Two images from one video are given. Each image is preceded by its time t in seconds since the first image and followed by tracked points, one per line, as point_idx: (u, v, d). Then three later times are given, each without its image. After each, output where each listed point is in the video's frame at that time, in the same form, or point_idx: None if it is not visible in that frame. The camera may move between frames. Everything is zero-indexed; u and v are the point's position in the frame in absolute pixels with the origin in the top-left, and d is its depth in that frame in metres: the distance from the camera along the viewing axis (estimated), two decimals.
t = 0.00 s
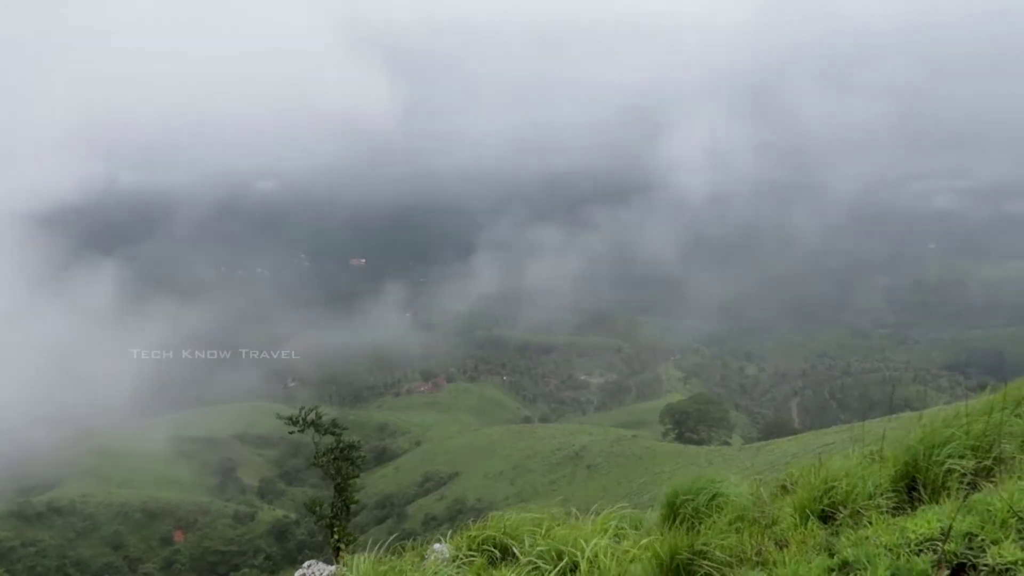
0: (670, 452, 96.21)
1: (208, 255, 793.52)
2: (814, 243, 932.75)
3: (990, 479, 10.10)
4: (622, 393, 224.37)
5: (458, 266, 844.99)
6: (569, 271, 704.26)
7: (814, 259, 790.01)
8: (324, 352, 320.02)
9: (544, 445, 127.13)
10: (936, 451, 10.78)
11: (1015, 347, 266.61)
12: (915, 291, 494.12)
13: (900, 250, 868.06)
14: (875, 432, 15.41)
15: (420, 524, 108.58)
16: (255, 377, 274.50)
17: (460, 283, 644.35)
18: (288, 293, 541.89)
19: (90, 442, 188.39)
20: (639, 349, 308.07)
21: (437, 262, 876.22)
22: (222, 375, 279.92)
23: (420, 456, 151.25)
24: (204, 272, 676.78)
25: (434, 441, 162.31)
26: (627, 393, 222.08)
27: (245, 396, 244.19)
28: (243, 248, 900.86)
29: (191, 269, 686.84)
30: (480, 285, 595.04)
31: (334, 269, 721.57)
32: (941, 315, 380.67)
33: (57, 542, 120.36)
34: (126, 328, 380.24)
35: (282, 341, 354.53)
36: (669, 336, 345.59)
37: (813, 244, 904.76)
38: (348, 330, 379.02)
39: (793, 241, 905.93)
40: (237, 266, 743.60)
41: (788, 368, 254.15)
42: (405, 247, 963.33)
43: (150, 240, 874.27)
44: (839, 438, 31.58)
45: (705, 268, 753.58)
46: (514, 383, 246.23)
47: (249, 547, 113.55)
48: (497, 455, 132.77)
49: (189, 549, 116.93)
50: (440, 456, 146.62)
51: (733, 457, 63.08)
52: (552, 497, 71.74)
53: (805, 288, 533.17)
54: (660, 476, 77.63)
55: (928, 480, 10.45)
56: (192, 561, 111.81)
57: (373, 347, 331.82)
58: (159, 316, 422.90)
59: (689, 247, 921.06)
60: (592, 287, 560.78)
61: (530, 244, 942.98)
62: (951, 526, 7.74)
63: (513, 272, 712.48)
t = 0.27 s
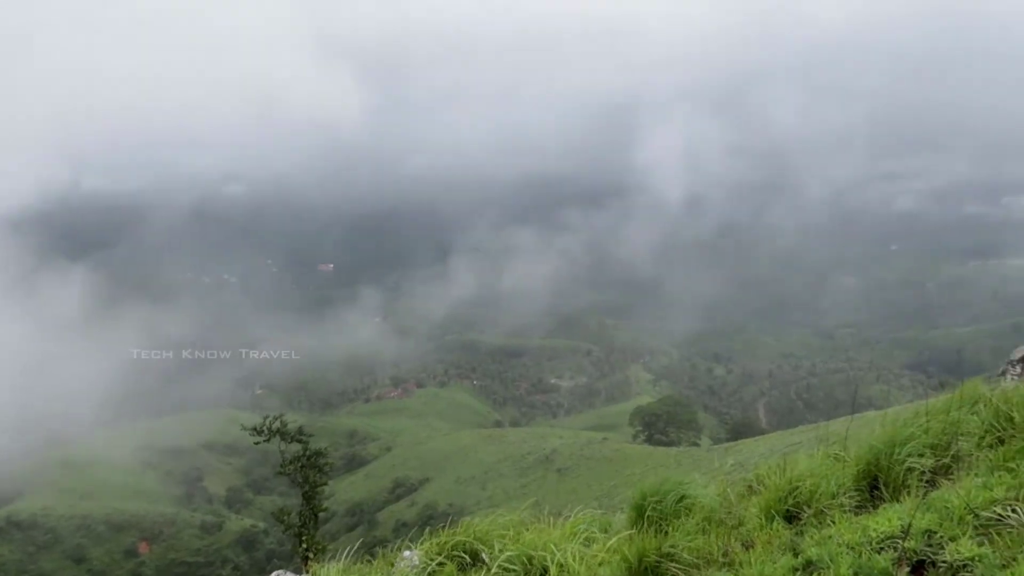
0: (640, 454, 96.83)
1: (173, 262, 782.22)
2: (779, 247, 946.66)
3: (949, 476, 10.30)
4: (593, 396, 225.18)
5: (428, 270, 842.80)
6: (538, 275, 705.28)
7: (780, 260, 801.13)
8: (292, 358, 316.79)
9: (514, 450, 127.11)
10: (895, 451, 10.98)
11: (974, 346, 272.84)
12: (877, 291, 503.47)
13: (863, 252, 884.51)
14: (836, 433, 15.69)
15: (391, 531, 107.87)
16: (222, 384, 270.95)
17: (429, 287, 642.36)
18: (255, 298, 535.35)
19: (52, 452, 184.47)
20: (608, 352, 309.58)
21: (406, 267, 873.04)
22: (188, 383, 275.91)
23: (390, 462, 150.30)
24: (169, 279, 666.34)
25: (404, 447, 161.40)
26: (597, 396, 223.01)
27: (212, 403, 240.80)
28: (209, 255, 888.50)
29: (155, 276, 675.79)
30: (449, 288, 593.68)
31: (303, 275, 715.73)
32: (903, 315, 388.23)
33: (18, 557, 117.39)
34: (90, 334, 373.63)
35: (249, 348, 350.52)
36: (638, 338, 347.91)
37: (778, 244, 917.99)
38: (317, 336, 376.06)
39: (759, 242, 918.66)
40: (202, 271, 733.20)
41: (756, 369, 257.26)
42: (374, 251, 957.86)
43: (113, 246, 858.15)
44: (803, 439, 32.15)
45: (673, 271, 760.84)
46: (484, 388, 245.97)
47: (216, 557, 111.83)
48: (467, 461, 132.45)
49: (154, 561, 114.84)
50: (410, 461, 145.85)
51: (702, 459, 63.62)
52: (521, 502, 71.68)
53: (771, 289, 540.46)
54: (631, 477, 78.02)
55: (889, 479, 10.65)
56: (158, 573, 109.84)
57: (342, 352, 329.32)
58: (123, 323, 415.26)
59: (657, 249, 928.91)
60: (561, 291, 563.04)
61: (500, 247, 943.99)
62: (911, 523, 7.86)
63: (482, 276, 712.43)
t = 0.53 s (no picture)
0: (616, 458, 97.25)
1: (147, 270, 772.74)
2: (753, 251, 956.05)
3: (918, 475, 10.42)
4: (569, 401, 225.25)
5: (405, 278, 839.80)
6: (515, 281, 705.67)
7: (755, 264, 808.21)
8: (266, 366, 314.15)
9: (492, 456, 126.95)
10: (863, 450, 11.16)
11: (943, 348, 277.39)
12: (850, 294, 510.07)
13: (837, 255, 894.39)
14: (810, 434, 15.82)
15: (368, 540, 107.10)
16: (196, 392, 267.98)
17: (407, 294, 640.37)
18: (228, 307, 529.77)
19: (21, 463, 181.05)
20: (584, 357, 310.55)
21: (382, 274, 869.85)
22: (160, 391, 272.34)
23: (366, 470, 149.31)
24: (140, 287, 657.10)
25: (380, 455, 160.14)
26: (573, 401, 223.45)
27: (185, 412, 237.96)
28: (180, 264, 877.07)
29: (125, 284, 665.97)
30: (426, 296, 591.64)
31: (279, 283, 710.28)
32: (875, 318, 393.11)
33: None
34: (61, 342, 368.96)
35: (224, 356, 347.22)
36: (614, 343, 349.19)
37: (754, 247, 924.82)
38: (291, 344, 372.59)
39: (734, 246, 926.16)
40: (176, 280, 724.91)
41: (730, 372, 259.26)
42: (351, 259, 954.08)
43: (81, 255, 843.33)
44: (773, 442, 32.65)
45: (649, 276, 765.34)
46: (461, 394, 245.51)
47: (190, 569, 110.28)
48: (444, 467, 132.06)
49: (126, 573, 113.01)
50: (387, 469, 145.09)
51: (678, 461, 64.02)
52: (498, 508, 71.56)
53: (745, 294, 545.35)
54: (609, 482, 78.04)
55: (858, 480, 10.77)
56: None
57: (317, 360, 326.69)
58: (93, 332, 409.17)
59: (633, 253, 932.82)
60: (539, 298, 562.93)
61: (477, 253, 943.04)
62: (880, 521, 8.00)
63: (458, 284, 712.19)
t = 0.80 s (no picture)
0: (591, 459, 97.58)
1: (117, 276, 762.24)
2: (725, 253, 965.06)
3: (885, 472, 10.59)
4: (544, 403, 225.68)
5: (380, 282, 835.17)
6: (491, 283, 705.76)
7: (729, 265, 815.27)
8: (239, 371, 311.20)
9: (467, 459, 126.73)
10: (833, 449, 11.31)
11: (910, 346, 281.87)
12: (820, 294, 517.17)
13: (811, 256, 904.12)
14: (781, 433, 16.01)
15: (343, 545, 106.30)
16: (167, 399, 264.68)
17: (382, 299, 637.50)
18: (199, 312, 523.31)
19: None
20: (559, 359, 311.31)
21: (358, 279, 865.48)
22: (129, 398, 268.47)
23: (340, 476, 148.25)
24: (108, 293, 646.55)
25: (355, 459, 159.07)
26: (547, 403, 223.73)
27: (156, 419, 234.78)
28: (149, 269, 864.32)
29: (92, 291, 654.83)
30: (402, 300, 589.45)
31: (253, 288, 704.04)
32: (845, 318, 398.50)
33: None
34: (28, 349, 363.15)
35: (195, 362, 343.39)
36: (588, 344, 350.43)
37: (728, 248, 932.20)
38: (264, 349, 369.15)
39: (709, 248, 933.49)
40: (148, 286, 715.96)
41: (703, 373, 261.48)
42: (327, 263, 948.17)
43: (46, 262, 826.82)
44: (744, 442, 33.01)
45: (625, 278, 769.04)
46: (435, 397, 244.77)
47: None
48: (419, 471, 131.51)
49: None
50: (361, 474, 144.19)
51: (652, 461, 64.33)
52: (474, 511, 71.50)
53: (719, 296, 549.88)
54: (583, 484, 78.22)
55: (830, 477, 10.89)
56: None
57: (290, 365, 323.92)
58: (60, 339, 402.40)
59: (609, 255, 936.37)
60: (515, 301, 563.30)
61: (453, 257, 941.35)
62: (851, 519, 8.10)
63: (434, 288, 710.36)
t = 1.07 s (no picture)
0: (571, 459, 97.88)
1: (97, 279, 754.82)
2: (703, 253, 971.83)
3: (860, 469, 10.70)
4: (524, 404, 225.74)
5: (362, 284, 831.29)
6: (473, 285, 705.75)
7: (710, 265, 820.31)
8: (217, 375, 308.82)
9: (447, 461, 126.37)
10: (811, 446, 11.42)
11: (886, 344, 285.04)
12: (797, 292, 522.56)
13: (792, 255, 910.44)
14: (759, 430, 16.09)
15: (322, 550, 105.72)
16: (144, 403, 262.23)
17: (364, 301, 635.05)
18: (176, 315, 518.11)
19: None
20: (539, 360, 311.87)
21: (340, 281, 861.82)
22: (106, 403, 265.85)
23: (320, 479, 147.43)
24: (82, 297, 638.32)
25: (334, 463, 158.20)
26: (528, 404, 223.97)
27: (132, 424, 232.41)
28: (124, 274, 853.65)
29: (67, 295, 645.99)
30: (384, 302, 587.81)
31: (233, 291, 699.62)
32: (823, 316, 402.07)
33: None
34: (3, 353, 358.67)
35: (173, 366, 340.30)
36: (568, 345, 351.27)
37: (709, 247, 937.47)
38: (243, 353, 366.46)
39: (690, 248, 938.04)
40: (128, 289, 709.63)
41: (682, 373, 262.96)
42: (309, 266, 943.59)
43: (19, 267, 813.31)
44: (724, 441, 33.28)
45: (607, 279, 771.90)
46: (415, 399, 244.19)
47: None
48: (398, 474, 131.00)
49: None
50: (342, 477, 143.53)
51: (633, 460, 64.70)
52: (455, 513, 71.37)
53: (699, 296, 553.14)
54: (564, 485, 78.18)
55: (805, 476, 11.00)
56: None
57: (269, 368, 321.56)
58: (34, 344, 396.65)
59: (591, 255, 938.82)
60: (498, 303, 563.24)
61: (435, 258, 939.70)
62: (829, 516, 8.17)
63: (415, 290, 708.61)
